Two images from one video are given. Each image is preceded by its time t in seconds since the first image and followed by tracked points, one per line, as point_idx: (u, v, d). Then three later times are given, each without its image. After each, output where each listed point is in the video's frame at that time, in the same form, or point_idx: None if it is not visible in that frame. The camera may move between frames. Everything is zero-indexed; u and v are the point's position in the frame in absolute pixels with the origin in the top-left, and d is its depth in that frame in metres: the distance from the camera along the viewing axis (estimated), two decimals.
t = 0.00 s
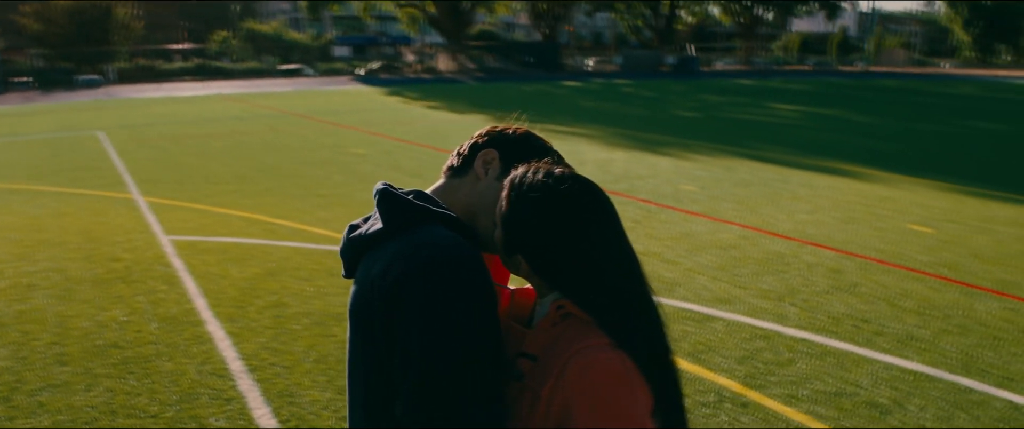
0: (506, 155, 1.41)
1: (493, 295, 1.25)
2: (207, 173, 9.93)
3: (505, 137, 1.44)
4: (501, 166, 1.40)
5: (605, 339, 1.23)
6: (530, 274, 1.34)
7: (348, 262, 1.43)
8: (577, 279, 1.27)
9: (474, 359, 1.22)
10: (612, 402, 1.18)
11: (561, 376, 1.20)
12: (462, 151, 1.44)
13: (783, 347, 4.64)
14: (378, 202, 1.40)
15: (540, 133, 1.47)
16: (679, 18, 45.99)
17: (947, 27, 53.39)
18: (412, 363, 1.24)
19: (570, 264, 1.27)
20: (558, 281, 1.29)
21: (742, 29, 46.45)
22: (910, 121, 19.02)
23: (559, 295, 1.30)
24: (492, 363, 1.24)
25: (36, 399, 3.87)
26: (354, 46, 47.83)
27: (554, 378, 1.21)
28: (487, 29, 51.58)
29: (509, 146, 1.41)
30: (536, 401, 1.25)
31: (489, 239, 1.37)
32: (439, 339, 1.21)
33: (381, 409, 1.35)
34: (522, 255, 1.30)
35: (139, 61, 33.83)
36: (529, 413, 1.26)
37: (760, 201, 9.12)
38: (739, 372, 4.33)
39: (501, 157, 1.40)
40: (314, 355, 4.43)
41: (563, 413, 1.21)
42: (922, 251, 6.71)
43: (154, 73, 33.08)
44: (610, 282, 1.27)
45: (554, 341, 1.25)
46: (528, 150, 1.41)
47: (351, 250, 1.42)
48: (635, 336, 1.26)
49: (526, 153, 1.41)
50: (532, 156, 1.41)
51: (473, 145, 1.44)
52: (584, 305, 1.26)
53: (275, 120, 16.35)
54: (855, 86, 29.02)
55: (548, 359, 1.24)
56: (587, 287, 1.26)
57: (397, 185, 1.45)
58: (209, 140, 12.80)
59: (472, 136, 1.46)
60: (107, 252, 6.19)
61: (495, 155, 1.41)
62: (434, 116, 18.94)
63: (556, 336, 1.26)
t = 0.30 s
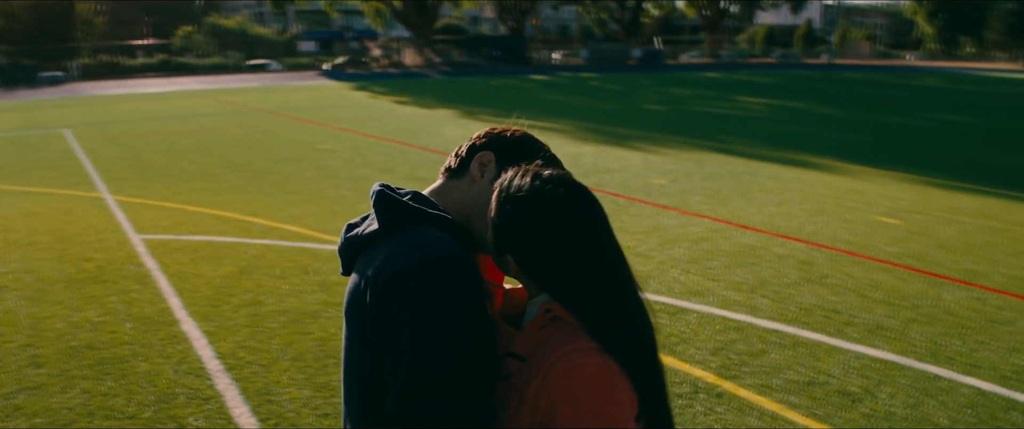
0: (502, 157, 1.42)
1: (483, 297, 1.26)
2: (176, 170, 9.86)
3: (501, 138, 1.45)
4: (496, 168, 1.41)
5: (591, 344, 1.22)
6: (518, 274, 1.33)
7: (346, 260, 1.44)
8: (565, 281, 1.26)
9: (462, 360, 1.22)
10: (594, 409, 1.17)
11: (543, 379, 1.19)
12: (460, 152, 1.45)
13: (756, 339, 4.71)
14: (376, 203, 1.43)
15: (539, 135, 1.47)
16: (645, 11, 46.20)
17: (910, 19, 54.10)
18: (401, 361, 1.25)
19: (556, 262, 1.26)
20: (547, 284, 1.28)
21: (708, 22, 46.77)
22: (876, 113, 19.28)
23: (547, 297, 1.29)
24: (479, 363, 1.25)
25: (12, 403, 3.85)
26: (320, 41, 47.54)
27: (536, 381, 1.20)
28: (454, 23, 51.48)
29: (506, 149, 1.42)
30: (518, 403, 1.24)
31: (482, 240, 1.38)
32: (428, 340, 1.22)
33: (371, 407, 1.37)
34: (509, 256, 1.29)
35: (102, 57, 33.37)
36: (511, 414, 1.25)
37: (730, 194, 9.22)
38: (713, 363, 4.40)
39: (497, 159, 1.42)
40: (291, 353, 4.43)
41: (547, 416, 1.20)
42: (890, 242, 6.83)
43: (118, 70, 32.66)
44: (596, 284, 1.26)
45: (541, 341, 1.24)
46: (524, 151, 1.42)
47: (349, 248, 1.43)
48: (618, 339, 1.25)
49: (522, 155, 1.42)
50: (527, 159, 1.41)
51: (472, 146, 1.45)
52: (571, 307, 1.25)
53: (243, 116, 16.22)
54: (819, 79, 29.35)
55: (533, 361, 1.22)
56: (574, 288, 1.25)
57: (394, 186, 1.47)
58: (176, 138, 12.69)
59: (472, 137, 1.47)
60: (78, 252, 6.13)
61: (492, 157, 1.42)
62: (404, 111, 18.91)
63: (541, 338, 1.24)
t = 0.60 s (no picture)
0: (503, 162, 1.44)
1: (479, 299, 1.29)
2: (145, 170, 9.78)
3: (504, 142, 1.46)
4: (496, 172, 1.43)
5: (581, 351, 1.22)
6: (514, 277, 1.34)
7: (348, 255, 1.48)
8: (558, 285, 1.27)
9: (453, 357, 1.24)
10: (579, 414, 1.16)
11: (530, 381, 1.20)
12: (463, 157, 1.48)
13: (730, 331, 4.79)
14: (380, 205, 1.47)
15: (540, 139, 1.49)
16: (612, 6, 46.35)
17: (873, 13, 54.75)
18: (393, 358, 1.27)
19: (550, 266, 1.28)
20: (542, 287, 1.29)
21: (675, 17, 47.02)
22: (842, 107, 19.53)
23: (542, 302, 1.30)
24: (471, 364, 1.27)
25: None
26: (287, 37, 47.17)
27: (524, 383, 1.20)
28: (421, 18, 51.30)
29: (507, 154, 1.44)
30: (505, 405, 1.24)
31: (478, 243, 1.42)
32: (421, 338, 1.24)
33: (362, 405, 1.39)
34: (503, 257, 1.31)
35: (64, 55, 32.88)
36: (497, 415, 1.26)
37: (700, 189, 9.31)
38: (688, 356, 4.47)
39: (497, 163, 1.43)
40: (269, 352, 4.44)
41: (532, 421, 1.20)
42: (858, 235, 6.95)
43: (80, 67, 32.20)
44: (589, 288, 1.27)
45: (534, 345, 1.24)
46: (525, 156, 1.44)
47: (351, 246, 1.47)
48: (610, 346, 1.25)
49: (522, 160, 1.43)
50: (528, 164, 1.43)
51: (474, 150, 1.47)
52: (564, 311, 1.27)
53: (211, 114, 16.10)
54: (785, 73, 29.66)
55: (524, 363, 1.23)
56: (568, 294, 1.26)
57: (400, 186, 1.50)
58: (144, 136, 12.57)
59: (476, 141, 1.49)
60: (49, 253, 6.08)
61: (493, 161, 1.44)
62: (373, 108, 18.86)
63: (532, 342, 1.25)
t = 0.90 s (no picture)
0: (515, 162, 1.50)
1: (487, 300, 1.32)
2: (124, 165, 9.72)
3: (515, 144, 1.51)
4: (507, 172, 1.48)
5: (587, 352, 1.25)
6: (524, 274, 1.38)
7: (360, 251, 1.51)
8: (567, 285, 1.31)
9: (460, 357, 1.28)
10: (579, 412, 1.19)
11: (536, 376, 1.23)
12: (475, 158, 1.52)
13: (713, 321, 4.86)
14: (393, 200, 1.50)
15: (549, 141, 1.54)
16: None
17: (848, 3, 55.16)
18: (403, 352, 1.30)
19: (560, 266, 1.31)
20: (550, 288, 1.33)
21: (651, 8, 47.13)
22: (818, 97, 19.71)
23: (552, 301, 1.34)
24: (478, 362, 1.31)
25: None
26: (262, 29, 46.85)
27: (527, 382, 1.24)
28: (397, 10, 51.11)
29: (517, 155, 1.49)
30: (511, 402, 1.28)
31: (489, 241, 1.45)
32: (430, 336, 1.28)
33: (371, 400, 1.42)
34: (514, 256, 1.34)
35: (36, 48, 32.47)
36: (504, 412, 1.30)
37: (681, 180, 9.39)
38: (673, 346, 4.53)
39: (508, 164, 1.48)
40: (257, 347, 4.46)
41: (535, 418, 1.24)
42: (838, 225, 7.05)
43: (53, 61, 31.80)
44: (596, 289, 1.32)
45: (540, 345, 1.27)
46: (536, 158, 1.49)
47: (363, 244, 1.50)
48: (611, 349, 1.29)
49: (535, 161, 1.48)
50: (539, 165, 1.48)
51: (485, 151, 1.52)
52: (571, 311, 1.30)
53: (188, 108, 15.99)
54: (762, 64, 29.89)
55: (528, 360, 1.27)
56: (574, 296, 1.31)
57: (413, 184, 1.54)
58: (121, 131, 12.48)
59: (487, 142, 1.54)
60: (30, 251, 6.05)
61: (504, 162, 1.49)
62: (351, 101, 18.81)
63: (539, 341, 1.29)
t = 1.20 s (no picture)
0: (530, 162, 1.56)
1: (502, 295, 1.37)
2: (103, 157, 9.66)
3: (530, 144, 1.57)
4: (523, 171, 1.54)
5: (599, 351, 1.32)
6: (539, 269, 1.44)
7: (377, 243, 1.55)
8: (582, 283, 1.38)
9: (471, 351, 1.33)
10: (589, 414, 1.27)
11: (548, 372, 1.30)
12: (491, 156, 1.58)
13: (697, 309, 4.93)
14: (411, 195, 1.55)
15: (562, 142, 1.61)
16: None
17: None
18: (418, 344, 1.35)
19: (578, 266, 1.38)
20: (567, 286, 1.40)
21: None
22: (796, 85, 19.88)
23: (568, 299, 1.41)
24: (489, 352, 1.37)
25: None
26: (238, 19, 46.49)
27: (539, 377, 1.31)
28: None
29: (533, 155, 1.55)
30: (521, 395, 1.35)
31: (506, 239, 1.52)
32: (445, 330, 1.32)
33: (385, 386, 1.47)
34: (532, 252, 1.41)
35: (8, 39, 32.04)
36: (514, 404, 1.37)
37: (662, 169, 9.47)
38: (658, 333, 4.59)
39: (524, 163, 1.54)
40: (247, 339, 4.49)
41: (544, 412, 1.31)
42: (818, 213, 7.15)
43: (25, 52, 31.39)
44: (612, 290, 1.38)
45: (554, 341, 1.34)
46: (552, 157, 1.55)
47: (381, 235, 1.54)
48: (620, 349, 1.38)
49: (550, 161, 1.54)
50: (554, 164, 1.54)
51: (502, 150, 1.58)
52: (586, 310, 1.38)
53: (165, 100, 15.88)
54: (739, 51, 30.04)
55: (542, 354, 1.34)
56: (591, 295, 1.38)
57: (430, 180, 1.60)
58: (99, 123, 12.39)
59: (503, 142, 1.60)
60: (13, 246, 6.02)
61: (521, 161, 1.54)
62: (330, 91, 18.74)
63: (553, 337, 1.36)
